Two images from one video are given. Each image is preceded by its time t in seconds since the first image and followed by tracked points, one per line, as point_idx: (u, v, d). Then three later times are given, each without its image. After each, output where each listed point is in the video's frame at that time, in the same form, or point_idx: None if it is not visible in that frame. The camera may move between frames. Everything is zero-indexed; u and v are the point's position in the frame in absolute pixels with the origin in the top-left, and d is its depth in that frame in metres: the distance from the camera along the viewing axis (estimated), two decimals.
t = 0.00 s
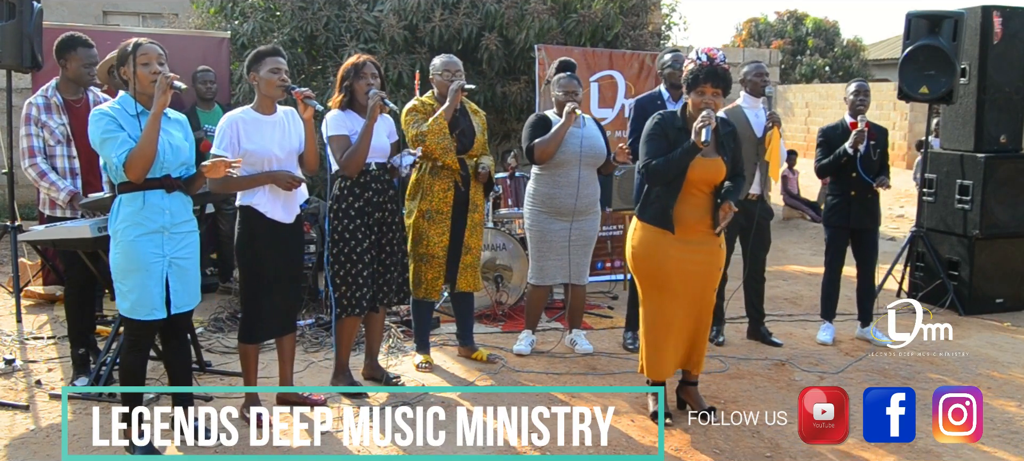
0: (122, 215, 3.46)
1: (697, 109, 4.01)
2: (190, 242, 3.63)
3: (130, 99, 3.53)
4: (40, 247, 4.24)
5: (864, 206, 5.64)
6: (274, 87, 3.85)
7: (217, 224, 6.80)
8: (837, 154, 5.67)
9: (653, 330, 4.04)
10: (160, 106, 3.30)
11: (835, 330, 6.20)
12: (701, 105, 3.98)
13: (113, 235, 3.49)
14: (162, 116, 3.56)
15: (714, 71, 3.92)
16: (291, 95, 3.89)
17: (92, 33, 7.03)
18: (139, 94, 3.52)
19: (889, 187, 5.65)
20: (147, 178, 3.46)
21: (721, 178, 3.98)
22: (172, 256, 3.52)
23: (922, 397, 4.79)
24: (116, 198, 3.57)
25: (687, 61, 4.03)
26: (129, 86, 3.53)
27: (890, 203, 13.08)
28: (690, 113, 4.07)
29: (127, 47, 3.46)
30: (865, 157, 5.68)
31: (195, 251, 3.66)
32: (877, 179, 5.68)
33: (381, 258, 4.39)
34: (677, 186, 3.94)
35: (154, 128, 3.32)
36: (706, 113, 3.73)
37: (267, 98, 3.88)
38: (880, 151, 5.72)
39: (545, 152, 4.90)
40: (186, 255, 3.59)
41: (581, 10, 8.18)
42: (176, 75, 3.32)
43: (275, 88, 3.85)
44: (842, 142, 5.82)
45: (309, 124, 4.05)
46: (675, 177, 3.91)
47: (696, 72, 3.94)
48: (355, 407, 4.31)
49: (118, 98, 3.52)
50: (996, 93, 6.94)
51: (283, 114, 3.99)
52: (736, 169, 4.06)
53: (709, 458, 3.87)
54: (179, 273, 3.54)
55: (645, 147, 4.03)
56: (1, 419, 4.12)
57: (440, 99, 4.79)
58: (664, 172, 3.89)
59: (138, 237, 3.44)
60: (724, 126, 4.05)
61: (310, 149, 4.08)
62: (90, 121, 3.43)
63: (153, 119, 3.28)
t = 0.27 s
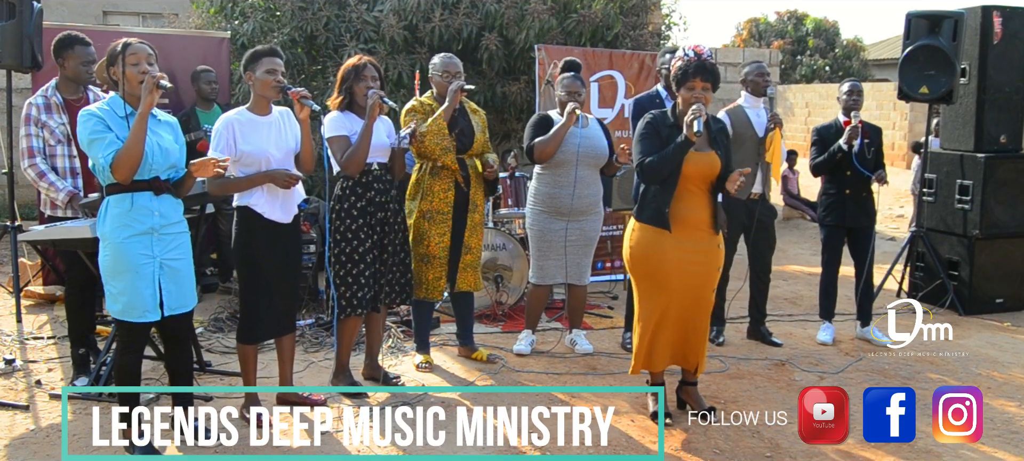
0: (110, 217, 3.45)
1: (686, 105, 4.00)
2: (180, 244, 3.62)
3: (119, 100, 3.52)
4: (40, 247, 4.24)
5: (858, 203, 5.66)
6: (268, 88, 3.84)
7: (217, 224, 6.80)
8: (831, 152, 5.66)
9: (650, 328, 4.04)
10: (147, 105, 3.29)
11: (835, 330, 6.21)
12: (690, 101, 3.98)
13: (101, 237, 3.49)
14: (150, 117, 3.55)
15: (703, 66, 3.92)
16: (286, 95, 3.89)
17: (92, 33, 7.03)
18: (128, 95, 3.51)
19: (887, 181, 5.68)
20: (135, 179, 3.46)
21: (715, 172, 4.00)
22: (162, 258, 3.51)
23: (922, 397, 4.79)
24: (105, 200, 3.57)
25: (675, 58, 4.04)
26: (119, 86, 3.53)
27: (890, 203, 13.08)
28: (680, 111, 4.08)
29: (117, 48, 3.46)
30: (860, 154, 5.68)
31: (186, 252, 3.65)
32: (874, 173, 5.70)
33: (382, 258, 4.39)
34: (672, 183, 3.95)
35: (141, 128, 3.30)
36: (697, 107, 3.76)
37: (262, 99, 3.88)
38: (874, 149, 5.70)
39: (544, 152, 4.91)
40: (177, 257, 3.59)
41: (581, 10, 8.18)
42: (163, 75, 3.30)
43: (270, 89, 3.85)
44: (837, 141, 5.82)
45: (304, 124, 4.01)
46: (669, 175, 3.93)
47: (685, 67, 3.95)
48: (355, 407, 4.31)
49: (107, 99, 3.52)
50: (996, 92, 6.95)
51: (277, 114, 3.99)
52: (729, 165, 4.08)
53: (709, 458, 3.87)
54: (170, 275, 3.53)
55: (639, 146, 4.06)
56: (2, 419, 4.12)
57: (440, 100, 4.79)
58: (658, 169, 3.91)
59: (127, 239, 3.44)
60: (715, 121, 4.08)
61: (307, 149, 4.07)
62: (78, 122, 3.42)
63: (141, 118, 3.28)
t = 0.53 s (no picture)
0: (107, 217, 3.45)
1: (681, 104, 4.01)
2: (178, 243, 3.61)
3: (117, 100, 3.52)
4: (40, 247, 4.24)
5: (862, 205, 5.68)
6: (269, 89, 3.85)
7: (217, 224, 6.80)
8: (835, 151, 5.63)
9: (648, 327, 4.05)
10: (144, 106, 3.28)
11: (835, 330, 6.21)
12: (684, 100, 3.99)
13: (99, 238, 3.48)
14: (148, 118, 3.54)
15: (695, 65, 3.93)
16: (287, 97, 3.89)
17: (92, 33, 7.03)
18: (125, 95, 3.51)
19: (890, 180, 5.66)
20: (132, 180, 3.45)
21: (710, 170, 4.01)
22: (159, 258, 3.50)
23: (922, 397, 4.79)
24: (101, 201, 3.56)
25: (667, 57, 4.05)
26: (116, 86, 3.52)
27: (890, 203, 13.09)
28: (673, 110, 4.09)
29: (115, 47, 3.46)
30: (863, 154, 5.64)
31: (183, 251, 3.65)
32: (877, 173, 5.67)
33: (384, 259, 4.39)
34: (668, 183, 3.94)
35: (138, 129, 3.29)
36: (690, 104, 3.78)
37: (262, 99, 3.88)
38: (877, 148, 5.67)
39: (543, 152, 4.91)
40: (174, 256, 3.58)
41: (581, 10, 8.18)
42: (160, 75, 3.28)
43: (271, 90, 3.85)
44: (839, 141, 5.81)
45: (304, 126, 4.01)
46: (665, 174, 3.92)
47: (678, 67, 3.96)
48: (355, 407, 4.31)
49: (103, 99, 3.51)
50: (996, 92, 6.95)
51: (276, 114, 4.00)
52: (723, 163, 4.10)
53: (709, 458, 3.87)
54: (167, 275, 3.52)
55: (634, 146, 4.05)
56: (2, 419, 4.12)
57: (440, 99, 4.79)
58: (654, 168, 3.90)
59: (124, 240, 3.43)
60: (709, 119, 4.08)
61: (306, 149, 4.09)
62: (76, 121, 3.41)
63: (138, 117, 3.27)
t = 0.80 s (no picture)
0: (114, 217, 3.45)
1: (681, 109, 4.01)
2: (184, 243, 3.63)
3: (124, 99, 3.51)
4: (40, 247, 4.24)
5: (870, 203, 5.66)
6: (274, 89, 3.86)
7: (217, 224, 6.80)
8: (843, 150, 5.64)
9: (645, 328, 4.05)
10: (153, 106, 3.29)
11: (836, 330, 6.21)
12: (685, 105, 3.99)
13: (105, 237, 3.49)
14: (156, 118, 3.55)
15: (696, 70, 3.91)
16: (292, 97, 3.90)
17: (92, 33, 7.03)
18: (132, 95, 3.51)
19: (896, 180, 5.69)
20: (141, 180, 3.46)
21: (708, 176, 4.01)
22: (166, 258, 3.52)
23: (922, 397, 4.78)
24: (107, 200, 3.56)
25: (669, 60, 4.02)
26: (122, 86, 3.52)
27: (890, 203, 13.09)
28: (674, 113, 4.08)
29: (121, 47, 3.45)
30: (870, 153, 5.67)
31: (189, 251, 3.66)
32: (884, 172, 5.70)
33: (383, 259, 4.39)
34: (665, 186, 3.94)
35: (147, 129, 3.32)
36: (692, 113, 3.75)
37: (265, 99, 3.88)
38: (885, 148, 5.70)
39: (541, 152, 4.91)
40: (181, 256, 3.60)
41: (581, 10, 8.18)
42: (169, 75, 3.31)
43: (275, 90, 3.86)
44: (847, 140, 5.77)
45: (307, 127, 4.02)
46: (662, 177, 3.92)
47: (679, 71, 3.94)
48: (355, 407, 4.31)
49: (110, 99, 3.51)
50: (996, 92, 6.95)
51: (278, 114, 4.00)
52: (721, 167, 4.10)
53: (709, 458, 3.87)
54: (173, 274, 3.54)
55: (632, 148, 4.05)
56: (1, 419, 4.12)
57: (440, 99, 4.79)
58: (651, 172, 3.89)
59: (132, 239, 3.44)
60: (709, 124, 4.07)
61: (308, 148, 4.10)
62: (83, 121, 3.41)
63: (147, 118, 3.29)
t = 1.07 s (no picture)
0: (130, 216, 3.45)
1: (680, 110, 4.02)
2: (197, 241, 3.64)
3: (137, 100, 3.52)
4: (40, 247, 4.24)
5: (878, 203, 5.66)
6: (280, 89, 3.86)
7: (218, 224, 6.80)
8: (852, 151, 5.64)
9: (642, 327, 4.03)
10: (169, 103, 3.30)
11: (836, 330, 6.21)
12: (684, 107, 4.00)
13: (121, 236, 3.49)
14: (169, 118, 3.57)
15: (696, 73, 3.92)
16: (298, 96, 3.90)
17: (92, 33, 7.03)
18: (146, 95, 3.52)
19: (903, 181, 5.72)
20: (157, 179, 3.47)
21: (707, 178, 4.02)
22: (180, 256, 3.53)
23: (922, 397, 4.78)
24: (121, 199, 3.56)
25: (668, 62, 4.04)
26: (135, 86, 3.52)
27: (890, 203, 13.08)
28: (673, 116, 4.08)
29: (133, 48, 3.46)
30: (878, 154, 5.68)
31: (201, 250, 3.67)
32: (891, 174, 5.73)
33: (382, 259, 4.38)
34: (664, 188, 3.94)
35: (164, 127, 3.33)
36: (691, 115, 3.76)
37: (270, 99, 3.88)
38: (893, 148, 5.70)
39: (539, 151, 4.91)
40: (194, 254, 3.61)
41: (581, 10, 8.19)
42: (184, 72, 3.32)
43: (281, 90, 3.86)
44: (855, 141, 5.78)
45: (313, 127, 4.02)
46: (661, 179, 3.92)
47: (679, 75, 3.97)
48: (355, 407, 4.31)
49: (124, 99, 3.51)
50: (996, 92, 6.95)
51: (283, 115, 4.01)
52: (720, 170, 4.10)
53: (709, 458, 3.87)
54: (187, 273, 3.54)
55: (631, 150, 4.05)
56: (1, 419, 4.12)
57: (440, 99, 4.79)
58: (652, 174, 3.90)
59: (148, 237, 3.45)
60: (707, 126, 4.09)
61: (314, 148, 4.08)
62: (98, 122, 3.42)
63: (164, 115, 3.31)
